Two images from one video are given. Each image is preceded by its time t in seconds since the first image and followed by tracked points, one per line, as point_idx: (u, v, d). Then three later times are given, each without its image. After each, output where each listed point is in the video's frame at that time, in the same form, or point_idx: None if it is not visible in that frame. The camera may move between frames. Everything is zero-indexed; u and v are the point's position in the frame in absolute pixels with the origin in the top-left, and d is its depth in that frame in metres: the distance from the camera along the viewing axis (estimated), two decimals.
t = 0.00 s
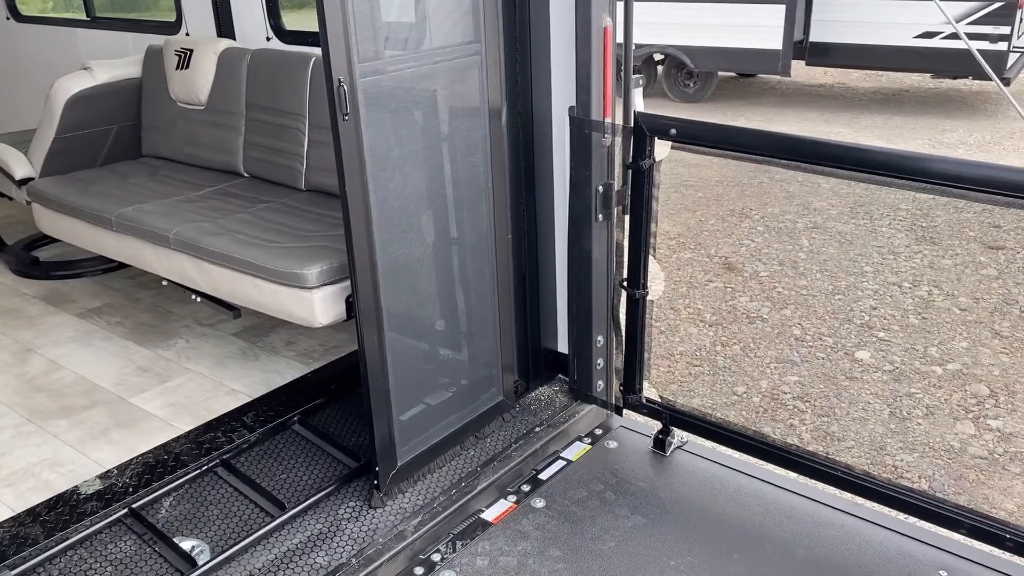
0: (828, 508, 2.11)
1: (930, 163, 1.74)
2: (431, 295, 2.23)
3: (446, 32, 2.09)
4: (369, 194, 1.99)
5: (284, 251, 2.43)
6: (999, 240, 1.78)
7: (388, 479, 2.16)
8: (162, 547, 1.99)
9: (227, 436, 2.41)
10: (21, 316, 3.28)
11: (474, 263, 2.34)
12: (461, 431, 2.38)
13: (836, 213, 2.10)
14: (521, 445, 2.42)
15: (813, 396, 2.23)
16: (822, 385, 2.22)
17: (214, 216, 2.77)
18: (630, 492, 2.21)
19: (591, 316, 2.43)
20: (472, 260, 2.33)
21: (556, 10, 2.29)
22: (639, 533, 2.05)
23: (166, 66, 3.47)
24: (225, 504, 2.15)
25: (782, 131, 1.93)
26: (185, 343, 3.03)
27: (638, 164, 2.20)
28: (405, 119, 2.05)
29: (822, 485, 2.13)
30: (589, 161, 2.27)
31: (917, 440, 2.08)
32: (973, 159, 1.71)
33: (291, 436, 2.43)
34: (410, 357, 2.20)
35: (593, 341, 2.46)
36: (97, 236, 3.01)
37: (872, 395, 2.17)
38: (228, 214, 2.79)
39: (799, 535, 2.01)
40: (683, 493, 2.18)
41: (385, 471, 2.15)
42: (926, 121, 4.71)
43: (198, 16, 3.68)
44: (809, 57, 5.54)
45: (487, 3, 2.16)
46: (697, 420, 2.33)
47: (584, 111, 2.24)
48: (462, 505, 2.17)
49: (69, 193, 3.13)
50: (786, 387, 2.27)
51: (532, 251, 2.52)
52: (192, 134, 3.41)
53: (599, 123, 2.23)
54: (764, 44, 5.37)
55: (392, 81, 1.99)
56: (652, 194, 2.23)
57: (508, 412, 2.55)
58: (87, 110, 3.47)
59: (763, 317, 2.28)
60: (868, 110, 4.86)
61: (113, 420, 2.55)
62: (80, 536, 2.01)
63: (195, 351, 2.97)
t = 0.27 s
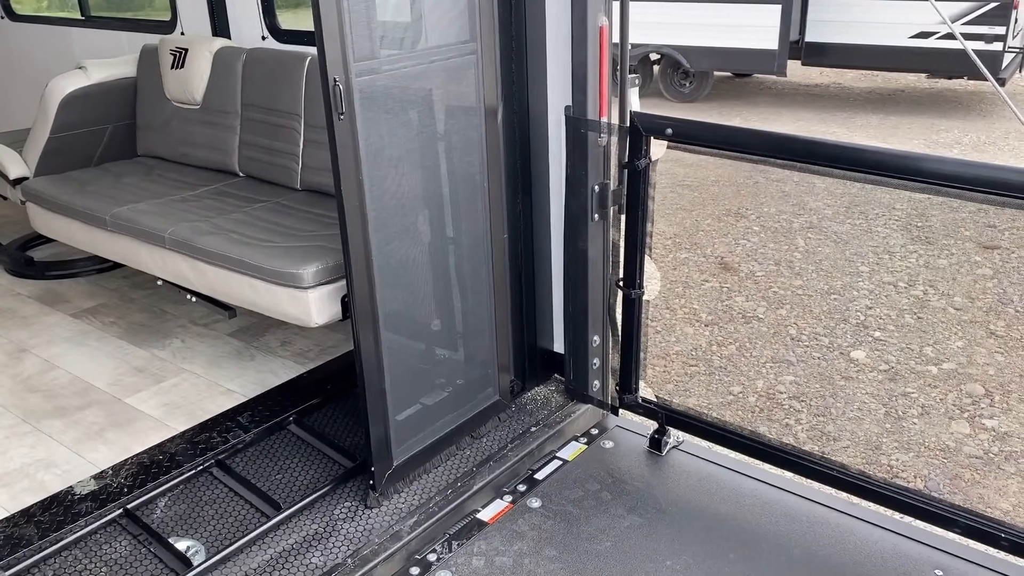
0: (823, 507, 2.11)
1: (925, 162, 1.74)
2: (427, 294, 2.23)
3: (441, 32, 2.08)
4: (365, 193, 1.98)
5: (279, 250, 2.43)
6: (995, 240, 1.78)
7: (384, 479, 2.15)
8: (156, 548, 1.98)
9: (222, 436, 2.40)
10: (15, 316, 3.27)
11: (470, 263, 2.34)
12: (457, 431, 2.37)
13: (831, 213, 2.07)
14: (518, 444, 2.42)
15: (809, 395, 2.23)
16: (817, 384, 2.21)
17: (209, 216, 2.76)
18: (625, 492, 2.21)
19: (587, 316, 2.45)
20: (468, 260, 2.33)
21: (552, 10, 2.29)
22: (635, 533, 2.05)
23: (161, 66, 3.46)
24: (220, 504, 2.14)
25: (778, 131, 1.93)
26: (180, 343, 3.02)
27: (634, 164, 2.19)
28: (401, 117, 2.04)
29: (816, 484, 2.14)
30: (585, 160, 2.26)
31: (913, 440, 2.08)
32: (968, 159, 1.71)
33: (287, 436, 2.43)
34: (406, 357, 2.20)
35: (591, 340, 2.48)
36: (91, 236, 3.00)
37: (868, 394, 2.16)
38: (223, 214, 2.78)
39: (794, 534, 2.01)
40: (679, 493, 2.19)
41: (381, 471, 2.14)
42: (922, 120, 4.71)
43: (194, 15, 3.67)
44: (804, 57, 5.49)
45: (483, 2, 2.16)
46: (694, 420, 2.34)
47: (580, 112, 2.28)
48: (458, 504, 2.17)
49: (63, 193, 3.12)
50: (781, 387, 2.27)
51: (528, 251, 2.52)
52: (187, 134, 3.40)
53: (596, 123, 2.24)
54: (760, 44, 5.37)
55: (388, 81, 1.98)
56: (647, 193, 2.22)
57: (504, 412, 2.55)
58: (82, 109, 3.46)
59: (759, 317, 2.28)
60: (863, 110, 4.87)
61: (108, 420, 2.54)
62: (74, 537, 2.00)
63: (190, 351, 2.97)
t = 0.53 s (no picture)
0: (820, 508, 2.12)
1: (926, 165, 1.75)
2: (427, 294, 2.23)
3: (442, 33, 2.09)
4: (364, 194, 1.98)
5: (279, 251, 2.43)
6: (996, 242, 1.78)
7: (383, 479, 2.16)
8: (155, 547, 1.98)
9: (222, 435, 2.40)
10: (15, 315, 3.27)
11: (470, 263, 2.34)
12: (456, 432, 2.38)
13: (831, 216, 1.97)
14: (517, 445, 2.42)
15: (809, 397, 2.16)
16: (815, 385, 2.13)
17: (209, 216, 2.76)
18: (624, 493, 2.21)
19: (586, 317, 2.45)
20: (468, 260, 2.33)
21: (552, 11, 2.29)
22: (633, 534, 2.05)
23: (162, 65, 3.47)
24: (219, 504, 2.14)
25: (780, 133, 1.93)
26: (179, 343, 3.02)
27: (634, 166, 2.20)
28: (401, 117, 2.04)
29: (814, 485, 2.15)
30: (585, 161, 2.27)
31: (911, 443, 2.02)
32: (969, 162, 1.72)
33: (286, 436, 2.43)
34: (405, 357, 2.20)
35: (590, 341, 2.48)
36: (91, 235, 3.00)
37: (867, 397, 2.07)
38: (223, 213, 2.78)
39: (791, 535, 2.02)
40: (678, 494, 2.19)
41: (380, 471, 2.15)
42: (922, 124, 4.71)
43: (195, 16, 3.67)
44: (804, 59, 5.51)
45: (483, 3, 2.17)
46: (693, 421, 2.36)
47: (581, 113, 2.27)
48: (457, 505, 2.17)
49: (63, 192, 3.13)
50: (780, 390, 2.20)
51: (528, 252, 2.52)
52: (188, 133, 3.40)
53: (596, 124, 2.24)
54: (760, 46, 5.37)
55: (388, 81, 1.99)
56: (647, 194, 2.23)
57: (503, 412, 2.55)
58: (83, 109, 3.47)
59: (758, 319, 2.19)
60: (864, 113, 4.87)
61: (106, 420, 2.54)
62: (73, 536, 2.00)
63: (188, 351, 2.96)
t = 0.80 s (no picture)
0: (821, 516, 2.11)
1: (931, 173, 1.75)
2: (431, 297, 2.24)
3: (449, 36, 2.10)
4: (370, 196, 1.99)
5: (285, 251, 2.44)
6: (1002, 253, 1.79)
7: (384, 480, 2.16)
8: (158, 544, 1.99)
9: (226, 434, 2.42)
10: (23, 311, 3.30)
11: (474, 266, 2.35)
12: (458, 434, 2.38)
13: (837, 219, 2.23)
14: (518, 447, 2.43)
15: (812, 404, 2.26)
16: (821, 392, 2.26)
17: (217, 215, 2.78)
18: (625, 497, 2.21)
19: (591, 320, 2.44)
20: (472, 263, 2.34)
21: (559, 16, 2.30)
22: (634, 537, 2.06)
23: (171, 65, 3.49)
24: (222, 502, 2.16)
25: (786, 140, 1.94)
26: (185, 341, 3.04)
27: (639, 171, 2.20)
28: (408, 121, 2.06)
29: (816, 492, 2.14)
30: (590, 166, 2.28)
31: (915, 451, 2.10)
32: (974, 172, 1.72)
33: (289, 436, 2.44)
34: (408, 359, 2.21)
35: (593, 346, 2.47)
36: (99, 233, 3.02)
37: (872, 404, 2.20)
38: (232, 213, 2.80)
39: (791, 542, 2.02)
40: (679, 499, 2.19)
41: (382, 472, 2.15)
42: (932, 132, 4.71)
43: (205, 16, 3.70)
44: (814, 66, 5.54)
45: (491, 8, 2.18)
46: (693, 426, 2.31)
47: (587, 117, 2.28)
48: (458, 507, 2.18)
49: (72, 190, 3.15)
50: (784, 396, 2.30)
51: (532, 255, 2.53)
52: (197, 133, 3.42)
53: (602, 130, 2.25)
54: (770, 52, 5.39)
55: (395, 84, 2.00)
56: (652, 200, 2.23)
57: (505, 415, 2.56)
58: (93, 108, 3.49)
59: (764, 325, 2.38)
60: (872, 121, 4.89)
61: (112, 416, 2.56)
62: (77, 532, 2.01)
63: (195, 349, 2.98)
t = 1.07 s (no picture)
0: (826, 527, 2.11)
1: (942, 188, 1.73)
2: (442, 298, 2.26)
3: (464, 40, 2.12)
4: (384, 197, 2.02)
5: (300, 249, 2.47)
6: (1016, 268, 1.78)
7: (391, 477, 2.19)
8: (167, 534, 2.03)
9: (237, 427, 2.45)
10: (44, 302, 3.36)
11: (486, 268, 2.37)
12: (466, 434, 2.40)
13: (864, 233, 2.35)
14: (526, 449, 2.45)
15: (824, 414, 2.30)
16: (835, 404, 2.29)
17: (235, 212, 2.82)
18: (630, 502, 2.22)
19: (602, 326, 2.45)
20: (484, 265, 2.36)
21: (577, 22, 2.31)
22: (637, 542, 2.06)
23: (195, 64, 3.54)
24: (231, 494, 2.19)
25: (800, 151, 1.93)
26: (201, 335, 3.09)
27: (651, 178, 2.22)
28: (424, 123, 2.08)
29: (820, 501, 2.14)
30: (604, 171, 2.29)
31: (927, 466, 2.15)
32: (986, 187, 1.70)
33: (299, 431, 2.47)
34: (418, 358, 2.23)
35: (603, 351, 2.48)
36: (120, 227, 3.07)
37: (887, 416, 2.25)
38: (250, 211, 2.84)
39: (795, 552, 2.02)
40: (684, 505, 2.20)
41: (389, 470, 2.18)
42: (957, 143, 4.68)
43: (230, 16, 3.75)
44: (839, 76, 5.49)
45: (508, 12, 2.20)
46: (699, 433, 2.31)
47: (601, 123, 2.28)
48: (463, 506, 2.20)
49: (95, 184, 3.20)
50: (798, 406, 2.34)
51: (544, 259, 2.55)
52: (218, 132, 3.47)
53: (615, 136, 2.26)
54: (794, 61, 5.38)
55: (411, 87, 2.02)
56: (663, 207, 2.25)
57: (514, 417, 2.57)
58: (117, 104, 3.55)
59: (779, 334, 2.46)
60: (896, 132, 4.86)
61: (126, 408, 2.60)
62: (89, 519, 2.06)
63: (210, 344, 3.02)
